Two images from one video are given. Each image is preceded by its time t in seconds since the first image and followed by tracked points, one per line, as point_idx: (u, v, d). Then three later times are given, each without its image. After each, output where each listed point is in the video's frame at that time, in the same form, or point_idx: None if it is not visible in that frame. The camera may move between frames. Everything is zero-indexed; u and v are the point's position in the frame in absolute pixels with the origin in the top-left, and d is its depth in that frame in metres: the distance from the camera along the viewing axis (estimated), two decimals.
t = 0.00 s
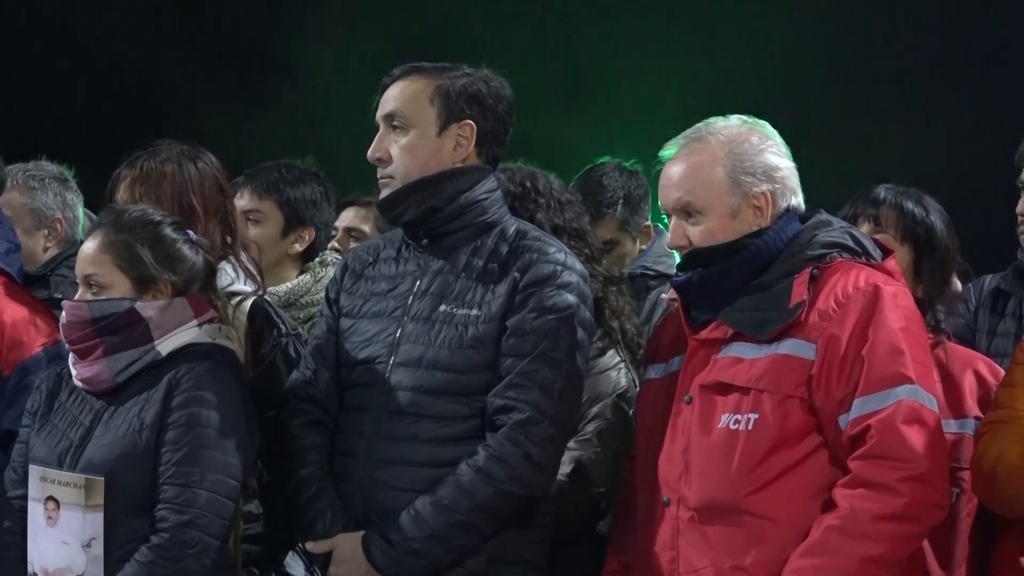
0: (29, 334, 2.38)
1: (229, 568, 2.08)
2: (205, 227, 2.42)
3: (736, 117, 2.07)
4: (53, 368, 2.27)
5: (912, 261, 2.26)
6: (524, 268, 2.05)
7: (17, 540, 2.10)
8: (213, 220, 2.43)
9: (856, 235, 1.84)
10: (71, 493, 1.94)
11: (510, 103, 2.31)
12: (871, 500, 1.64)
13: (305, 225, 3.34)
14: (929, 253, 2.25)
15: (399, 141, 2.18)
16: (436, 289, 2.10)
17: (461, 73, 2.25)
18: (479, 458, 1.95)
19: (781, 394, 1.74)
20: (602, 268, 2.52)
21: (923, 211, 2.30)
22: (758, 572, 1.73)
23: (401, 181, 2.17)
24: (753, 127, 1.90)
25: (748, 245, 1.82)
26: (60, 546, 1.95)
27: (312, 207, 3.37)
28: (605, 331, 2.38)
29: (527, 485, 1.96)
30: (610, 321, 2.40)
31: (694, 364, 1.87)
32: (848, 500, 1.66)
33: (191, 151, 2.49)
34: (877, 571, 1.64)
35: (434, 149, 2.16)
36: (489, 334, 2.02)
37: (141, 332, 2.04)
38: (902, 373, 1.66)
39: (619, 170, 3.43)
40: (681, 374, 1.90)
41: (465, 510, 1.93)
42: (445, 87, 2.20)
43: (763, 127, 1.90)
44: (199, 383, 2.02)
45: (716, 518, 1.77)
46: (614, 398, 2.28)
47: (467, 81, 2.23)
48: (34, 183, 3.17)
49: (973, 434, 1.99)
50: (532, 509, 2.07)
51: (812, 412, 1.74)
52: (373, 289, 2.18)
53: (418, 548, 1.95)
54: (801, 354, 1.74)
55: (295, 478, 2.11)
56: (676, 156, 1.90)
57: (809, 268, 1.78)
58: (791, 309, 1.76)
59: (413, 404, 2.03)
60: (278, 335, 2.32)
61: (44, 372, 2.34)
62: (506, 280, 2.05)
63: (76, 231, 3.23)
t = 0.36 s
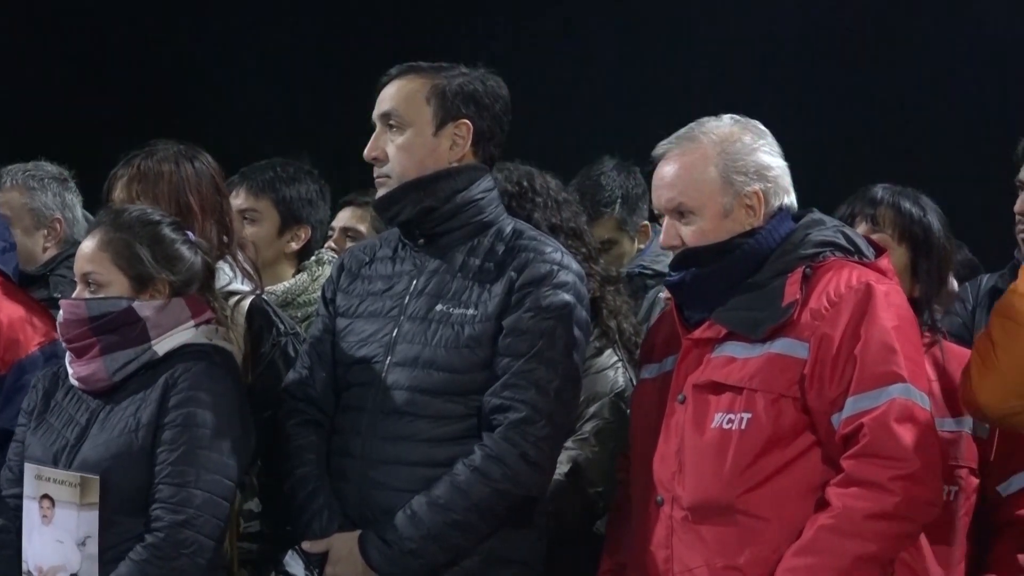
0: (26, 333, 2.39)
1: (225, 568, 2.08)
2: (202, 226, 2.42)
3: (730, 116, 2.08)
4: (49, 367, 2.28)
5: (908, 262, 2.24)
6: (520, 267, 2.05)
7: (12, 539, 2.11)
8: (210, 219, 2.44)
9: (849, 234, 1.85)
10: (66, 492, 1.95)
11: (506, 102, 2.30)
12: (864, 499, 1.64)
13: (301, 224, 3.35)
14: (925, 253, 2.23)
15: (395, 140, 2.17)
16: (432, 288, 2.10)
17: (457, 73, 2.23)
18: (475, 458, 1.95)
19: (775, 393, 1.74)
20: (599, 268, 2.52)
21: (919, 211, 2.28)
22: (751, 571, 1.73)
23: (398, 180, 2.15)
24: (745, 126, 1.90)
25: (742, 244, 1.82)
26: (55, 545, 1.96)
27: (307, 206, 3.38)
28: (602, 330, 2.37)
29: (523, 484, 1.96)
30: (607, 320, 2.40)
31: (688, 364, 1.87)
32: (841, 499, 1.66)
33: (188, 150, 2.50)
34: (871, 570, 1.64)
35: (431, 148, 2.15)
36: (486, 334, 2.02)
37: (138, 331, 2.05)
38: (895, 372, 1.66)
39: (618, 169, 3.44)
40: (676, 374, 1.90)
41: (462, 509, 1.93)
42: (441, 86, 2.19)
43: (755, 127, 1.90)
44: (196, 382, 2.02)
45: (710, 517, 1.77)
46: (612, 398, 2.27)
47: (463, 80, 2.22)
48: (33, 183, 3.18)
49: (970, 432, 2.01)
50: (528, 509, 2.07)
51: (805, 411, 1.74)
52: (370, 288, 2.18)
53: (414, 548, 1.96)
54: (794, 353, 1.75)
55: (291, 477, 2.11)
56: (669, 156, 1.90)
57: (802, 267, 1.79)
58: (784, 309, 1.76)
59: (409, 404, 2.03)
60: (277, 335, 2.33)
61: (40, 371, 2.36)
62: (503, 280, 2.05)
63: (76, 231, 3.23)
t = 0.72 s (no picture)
0: (26, 333, 2.40)
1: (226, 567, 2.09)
2: (202, 225, 2.42)
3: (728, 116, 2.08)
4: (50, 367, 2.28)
5: (911, 262, 2.23)
6: (520, 267, 2.05)
7: (15, 538, 2.12)
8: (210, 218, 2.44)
9: (848, 232, 1.85)
10: (68, 491, 1.96)
11: (507, 102, 2.29)
12: (864, 498, 1.64)
13: (305, 224, 3.36)
14: (927, 253, 2.23)
15: (395, 140, 2.17)
16: (432, 288, 2.10)
17: (457, 72, 2.24)
18: (476, 457, 1.96)
19: (773, 392, 1.75)
20: (600, 267, 2.52)
21: (922, 211, 2.25)
22: (751, 571, 1.73)
23: (398, 179, 2.16)
24: (743, 126, 1.90)
25: (741, 244, 1.82)
26: (58, 543, 1.97)
27: (311, 206, 3.38)
28: (603, 329, 2.37)
29: (524, 483, 1.96)
30: (608, 319, 2.39)
31: (687, 363, 1.87)
32: (841, 498, 1.66)
33: (186, 150, 2.50)
34: (871, 569, 1.64)
35: (432, 147, 2.15)
36: (486, 333, 2.02)
37: (139, 330, 2.05)
38: (894, 370, 1.66)
39: (618, 168, 3.44)
40: (675, 373, 1.91)
41: (463, 509, 1.94)
42: (441, 85, 2.19)
43: (753, 126, 1.90)
44: (196, 381, 2.03)
45: (709, 516, 1.77)
46: (611, 397, 2.26)
47: (463, 79, 2.22)
48: (35, 182, 3.19)
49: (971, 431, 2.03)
50: (528, 508, 2.07)
51: (804, 410, 1.75)
52: (371, 287, 2.18)
53: (415, 547, 1.96)
54: (792, 352, 1.75)
55: (292, 476, 2.12)
56: (667, 156, 1.91)
57: (801, 266, 1.79)
58: (783, 308, 1.76)
59: (410, 402, 2.03)
60: (282, 333, 2.33)
61: (41, 371, 2.36)
62: (503, 279, 2.05)
63: (77, 230, 3.24)
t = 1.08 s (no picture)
0: (25, 329, 2.42)
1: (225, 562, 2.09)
2: (202, 221, 2.42)
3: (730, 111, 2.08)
4: (49, 362, 2.28)
5: (910, 259, 2.23)
6: (520, 263, 2.04)
7: (16, 532, 2.11)
8: (209, 214, 2.44)
9: (848, 230, 1.86)
10: (68, 486, 1.96)
11: (506, 99, 2.28)
12: (864, 494, 1.65)
13: (305, 221, 3.36)
14: (925, 250, 2.22)
15: (395, 136, 2.14)
16: (432, 284, 2.09)
17: (457, 69, 2.21)
18: (475, 453, 1.96)
19: (774, 389, 1.75)
20: (599, 264, 2.52)
21: (920, 208, 2.25)
22: (750, 567, 1.74)
23: (398, 176, 2.13)
24: (744, 122, 1.90)
25: (741, 240, 1.83)
26: (58, 540, 1.97)
27: (312, 203, 3.39)
28: (602, 326, 2.36)
29: (523, 480, 1.97)
30: (607, 316, 2.39)
31: (687, 360, 1.88)
32: (841, 495, 1.66)
33: (185, 146, 2.49)
34: (870, 566, 1.65)
35: (432, 144, 2.13)
36: (486, 329, 2.02)
37: (137, 325, 2.05)
38: (894, 367, 1.67)
39: (616, 165, 3.45)
40: (674, 370, 1.91)
41: (462, 505, 1.94)
42: (441, 82, 2.16)
43: (754, 122, 1.91)
44: (196, 377, 2.03)
45: (709, 513, 1.78)
46: (611, 393, 2.25)
47: (463, 76, 2.19)
48: (36, 178, 3.19)
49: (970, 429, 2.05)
50: (528, 504, 2.07)
51: (804, 407, 1.75)
52: (370, 284, 2.18)
53: (414, 543, 1.96)
54: (792, 349, 1.75)
55: (292, 472, 2.11)
56: (667, 153, 1.91)
57: (801, 263, 1.80)
58: (783, 304, 1.77)
59: (409, 398, 2.03)
60: (281, 331, 2.33)
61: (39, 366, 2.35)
62: (503, 275, 2.05)
63: (77, 227, 3.23)
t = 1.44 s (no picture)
0: (23, 329, 2.40)
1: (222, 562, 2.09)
2: (199, 220, 2.41)
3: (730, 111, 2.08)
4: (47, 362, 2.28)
5: (907, 259, 2.23)
6: (517, 262, 2.04)
7: (13, 533, 2.10)
8: (207, 213, 2.43)
9: (846, 228, 1.86)
10: (65, 487, 1.96)
11: (504, 98, 2.26)
12: (862, 493, 1.65)
13: (305, 221, 3.35)
14: (923, 249, 2.22)
15: (393, 136, 2.12)
16: (430, 283, 2.09)
17: (455, 69, 2.19)
18: (473, 452, 1.96)
19: (772, 387, 1.76)
20: (596, 263, 2.50)
21: (918, 208, 2.25)
22: (749, 566, 1.75)
23: (396, 175, 2.11)
24: (743, 121, 1.91)
25: (739, 240, 1.83)
26: (56, 540, 1.97)
27: (311, 202, 3.38)
28: (600, 325, 2.35)
29: (521, 479, 1.97)
30: (604, 316, 2.38)
31: (685, 359, 1.89)
32: (839, 494, 1.67)
33: (184, 146, 2.49)
34: (868, 565, 1.65)
35: (429, 143, 2.11)
36: (483, 328, 2.02)
37: (134, 325, 2.05)
38: (892, 366, 1.67)
39: (612, 165, 3.45)
40: (673, 369, 1.91)
41: (459, 503, 1.94)
42: (439, 82, 2.14)
43: (752, 122, 1.91)
44: (193, 375, 2.03)
45: (708, 512, 1.78)
46: (608, 392, 2.24)
47: (461, 76, 2.17)
48: (33, 178, 3.18)
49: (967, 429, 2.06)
50: (526, 503, 2.07)
51: (803, 406, 1.76)
52: (367, 283, 2.17)
53: (412, 542, 1.96)
54: (791, 348, 1.76)
55: (289, 472, 2.11)
56: (666, 152, 1.91)
57: (799, 262, 1.80)
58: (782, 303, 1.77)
59: (407, 398, 2.03)
60: (274, 330, 2.32)
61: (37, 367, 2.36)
62: (500, 274, 2.04)
63: (76, 226, 3.22)
